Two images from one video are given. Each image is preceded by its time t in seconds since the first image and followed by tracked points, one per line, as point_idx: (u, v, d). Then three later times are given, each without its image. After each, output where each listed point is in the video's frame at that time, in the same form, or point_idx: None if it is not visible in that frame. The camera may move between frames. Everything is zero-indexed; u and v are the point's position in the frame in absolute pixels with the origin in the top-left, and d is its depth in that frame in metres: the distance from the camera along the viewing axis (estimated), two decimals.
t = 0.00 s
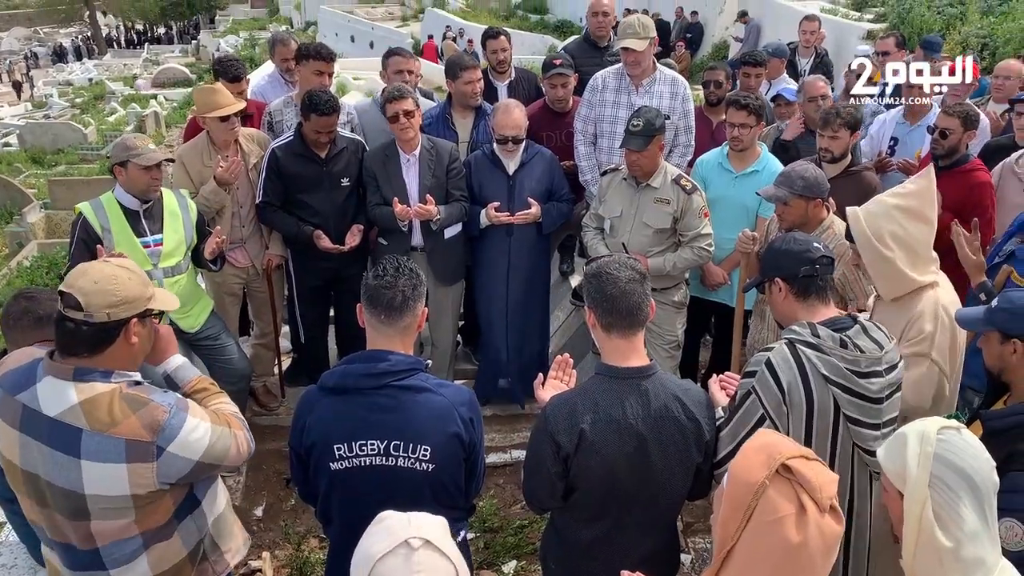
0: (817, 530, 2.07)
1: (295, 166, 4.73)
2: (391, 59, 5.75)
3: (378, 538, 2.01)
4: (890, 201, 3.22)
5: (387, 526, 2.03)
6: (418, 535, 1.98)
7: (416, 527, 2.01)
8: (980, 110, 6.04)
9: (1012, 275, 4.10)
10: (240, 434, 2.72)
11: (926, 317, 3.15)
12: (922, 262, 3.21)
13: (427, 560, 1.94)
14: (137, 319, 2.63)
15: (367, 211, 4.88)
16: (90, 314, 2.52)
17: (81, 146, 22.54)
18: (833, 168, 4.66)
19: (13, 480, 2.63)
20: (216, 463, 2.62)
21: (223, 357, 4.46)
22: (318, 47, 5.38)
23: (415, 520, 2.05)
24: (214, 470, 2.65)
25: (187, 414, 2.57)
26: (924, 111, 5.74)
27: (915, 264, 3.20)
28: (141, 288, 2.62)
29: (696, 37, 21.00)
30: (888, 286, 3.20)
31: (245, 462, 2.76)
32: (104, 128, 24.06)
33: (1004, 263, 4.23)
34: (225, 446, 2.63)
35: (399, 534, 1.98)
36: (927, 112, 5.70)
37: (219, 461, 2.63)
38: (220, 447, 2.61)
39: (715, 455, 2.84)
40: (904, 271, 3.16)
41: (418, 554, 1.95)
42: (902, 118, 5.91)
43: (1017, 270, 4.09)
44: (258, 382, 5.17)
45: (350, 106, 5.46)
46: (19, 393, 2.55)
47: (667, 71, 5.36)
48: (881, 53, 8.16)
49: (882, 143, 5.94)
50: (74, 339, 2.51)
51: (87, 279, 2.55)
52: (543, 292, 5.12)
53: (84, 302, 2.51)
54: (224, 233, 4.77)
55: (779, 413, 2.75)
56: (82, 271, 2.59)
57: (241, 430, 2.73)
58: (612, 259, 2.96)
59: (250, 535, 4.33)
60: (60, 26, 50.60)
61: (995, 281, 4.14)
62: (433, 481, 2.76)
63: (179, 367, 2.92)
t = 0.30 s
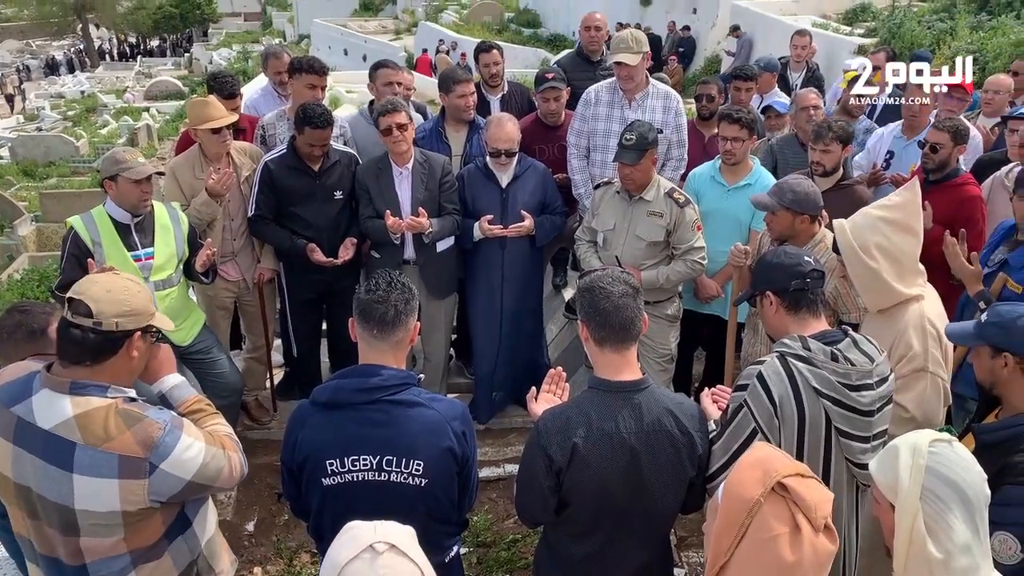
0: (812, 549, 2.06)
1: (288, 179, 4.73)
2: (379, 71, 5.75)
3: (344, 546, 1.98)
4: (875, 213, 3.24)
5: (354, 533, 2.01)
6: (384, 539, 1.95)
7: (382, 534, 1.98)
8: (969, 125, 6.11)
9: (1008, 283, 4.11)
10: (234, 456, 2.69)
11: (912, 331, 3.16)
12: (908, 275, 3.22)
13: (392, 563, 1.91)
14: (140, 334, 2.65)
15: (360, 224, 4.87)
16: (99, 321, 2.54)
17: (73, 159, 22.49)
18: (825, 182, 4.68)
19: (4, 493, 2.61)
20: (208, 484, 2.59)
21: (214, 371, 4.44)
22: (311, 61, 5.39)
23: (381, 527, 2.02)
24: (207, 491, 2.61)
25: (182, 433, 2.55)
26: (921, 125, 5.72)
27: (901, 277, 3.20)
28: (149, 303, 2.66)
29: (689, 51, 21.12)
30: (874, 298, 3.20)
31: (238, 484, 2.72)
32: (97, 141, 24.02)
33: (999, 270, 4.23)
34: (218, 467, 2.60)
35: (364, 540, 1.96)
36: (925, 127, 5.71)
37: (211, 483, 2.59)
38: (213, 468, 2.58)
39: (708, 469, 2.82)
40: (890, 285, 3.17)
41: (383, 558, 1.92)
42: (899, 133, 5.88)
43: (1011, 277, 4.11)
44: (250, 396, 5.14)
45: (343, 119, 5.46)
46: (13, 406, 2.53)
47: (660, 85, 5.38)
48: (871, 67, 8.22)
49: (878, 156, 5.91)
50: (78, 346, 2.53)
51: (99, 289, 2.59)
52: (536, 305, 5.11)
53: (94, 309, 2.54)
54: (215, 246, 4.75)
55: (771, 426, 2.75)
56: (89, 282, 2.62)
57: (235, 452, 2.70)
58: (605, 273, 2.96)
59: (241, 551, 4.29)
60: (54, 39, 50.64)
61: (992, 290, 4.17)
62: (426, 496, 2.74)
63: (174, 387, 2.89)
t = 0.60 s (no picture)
0: (811, 566, 2.05)
1: (284, 187, 4.74)
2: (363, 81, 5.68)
3: (307, 549, 2.01)
4: (858, 219, 3.28)
5: (317, 536, 2.04)
6: (343, 543, 1.99)
7: (343, 536, 2.02)
8: (965, 135, 6.13)
9: (1009, 290, 4.14)
10: (229, 469, 2.67)
11: (898, 336, 3.17)
12: (893, 280, 3.23)
13: (348, 566, 1.95)
14: (140, 341, 2.67)
15: (356, 232, 4.88)
16: (99, 326, 2.55)
17: (70, 167, 22.46)
18: (820, 192, 4.69)
19: None
20: (202, 495, 2.56)
21: (209, 379, 4.43)
22: (307, 70, 5.40)
23: (343, 531, 2.06)
24: (201, 503, 2.58)
25: (178, 440, 2.54)
26: (918, 136, 5.74)
27: (890, 282, 3.22)
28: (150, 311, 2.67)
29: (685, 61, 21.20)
30: (862, 304, 3.21)
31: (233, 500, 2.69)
32: (94, 149, 24.00)
33: (997, 278, 4.23)
34: (213, 479, 2.58)
35: (325, 543, 2.00)
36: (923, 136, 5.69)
37: (205, 495, 2.57)
38: (208, 479, 2.56)
39: (703, 478, 2.83)
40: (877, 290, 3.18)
41: (341, 560, 1.95)
42: (897, 143, 5.90)
43: (1012, 284, 4.14)
44: (245, 404, 5.13)
45: (338, 128, 5.48)
46: (10, 410, 2.54)
47: (656, 95, 5.40)
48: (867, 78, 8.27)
49: (875, 166, 5.92)
50: (78, 349, 2.54)
51: (101, 295, 2.61)
52: (532, 313, 5.12)
53: (95, 314, 2.56)
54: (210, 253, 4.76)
55: (765, 435, 2.75)
56: (90, 290, 2.64)
57: (231, 465, 2.67)
58: (600, 282, 2.96)
59: (236, 560, 4.28)
60: (51, 47, 50.68)
61: (992, 298, 4.18)
62: (420, 506, 2.74)
63: (168, 403, 2.85)
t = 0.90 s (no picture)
0: None
1: (281, 191, 4.74)
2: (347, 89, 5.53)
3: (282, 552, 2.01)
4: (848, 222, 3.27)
5: (291, 540, 2.04)
6: (317, 545, 1.99)
7: (319, 539, 2.02)
8: (962, 140, 6.15)
9: (1007, 297, 4.13)
10: (218, 507, 2.63)
11: (884, 340, 3.16)
12: (873, 283, 3.22)
13: (322, 568, 1.95)
14: (138, 337, 2.69)
15: (353, 236, 4.88)
16: (98, 322, 2.58)
17: (69, 170, 22.46)
18: (817, 196, 4.69)
19: None
20: (185, 519, 2.52)
21: (206, 383, 4.43)
22: (304, 73, 5.40)
23: (318, 535, 2.05)
24: (181, 530, 2.54)
25: (176, 447, 2.54)
26: (915, 141, 5.75)
27: (884, 286, 3.23)
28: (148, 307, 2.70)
29: (683, 66, 21.23)
30: (849, 311, 3.21)
31: (209, 548, 2.62)
32: (93, 152, 24.00)
33: (996, 284, 4.24)
34: (200, 507, 2.55)
35: (299, 546, 2.00)
36: (919, 141, 5.70)
37: (187, 521, 2.53)
38: (194, 505, 2.53)
39: (699, 483, 2.83)
40: (853, 294, 3.17)
41: (314, 563, 1.95)
42: (893, 149, 5.91)
43: (1010, 291, 4.13)
44: (242, 408, 5.12)
45: (335, 131, 5.47)
46: (9, 409, 2.53)
47: (653, 100, 5.41)
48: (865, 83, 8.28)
49: (873, 171, 5.93)
50: (78, 347, 2.56)
51: (97, 293, 2.63)
52: (529, 318, 5.12)
53: (94, 311, 2.58)
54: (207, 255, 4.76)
55: (761, 440, 2.76)
56: (84, 290, 2.65)
57: (221, 503, 2.64)
58: (597, 287, 2.97)
59: (233, 564, 4.28)
60: (50, 50, 50.70)
61: (990, 305, 4.17)
62: (415, 511, 2.74)
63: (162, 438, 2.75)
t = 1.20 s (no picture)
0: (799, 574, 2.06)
1: (280, 190, 4.74)
2: (336, 90, 5.52)
3: (296, 558, 2.01)
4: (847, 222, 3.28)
5: (304, 546, 2.03)
6: (334, 552, 2.00)
7: (334, 545, 2.02)
8: (960, 140, 6.15)
9: (1006, 299, 4.15)
10: (212, 509, 2.63)
11: (875, 342, 3.17)
12: (860, 284, 3.25)
13: None
14: (134, 334, 2.70)
15: (352, 235, 4.88)
16: (94, 319, 2.59)
17: (69, 169, 22.48)
18: (816, 196, 4.69)
19: None
20: (178, 519, 2.52)
21: (205, 381, 4.44)
22: (303, 72, 5.41)
23: (332, 539, 2.05)
24: (173, 531, 2.54)
25: (172, 445, 2.54)
26: (914, 142, 5.75)
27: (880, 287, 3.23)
28: (143, 304, 2.71)
29: (683, 66, 21.23)
30: (843, 312, 3.21)
31: (200, 550, 2.61)
32: (93, 151, 24.02)
33: (996, 286, 4.26)
34: (193, 508, 2.55)
35: (315, 553, 2.00)
36: (918, 141, 5.71)
37: (180, 522, 2.53)
38: (188, 505, 2.53)
39: (695, 482, 2.83)
40: (841, 297, 3.20)
41: (334, 571, 1.96)
42: (892, 149, 5.91)
43: (1010, 293, 4.14)
44: (240, 407, 5.13)
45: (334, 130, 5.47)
46: (5, 407, 2.54)
47: (652, 99, 5.41)
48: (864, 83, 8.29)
49: (871, 172, 5.93)
50: (75, 345, 2.57)
51: (92, 290, 2.64)
52: (528, 317, 5.12)
53: (90, 308, 2.59)
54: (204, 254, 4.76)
55: (757, 440, 2.76)
56: (79, 288, 2.66)
57: (215, 505, 2.64)
58: (594, 286, 2.97)
59: (231, 562, 4.29)
60: (51, 49, 50.71)
61: (988, 306, 4.18)
62: (409, 509, 2.74)
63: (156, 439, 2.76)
